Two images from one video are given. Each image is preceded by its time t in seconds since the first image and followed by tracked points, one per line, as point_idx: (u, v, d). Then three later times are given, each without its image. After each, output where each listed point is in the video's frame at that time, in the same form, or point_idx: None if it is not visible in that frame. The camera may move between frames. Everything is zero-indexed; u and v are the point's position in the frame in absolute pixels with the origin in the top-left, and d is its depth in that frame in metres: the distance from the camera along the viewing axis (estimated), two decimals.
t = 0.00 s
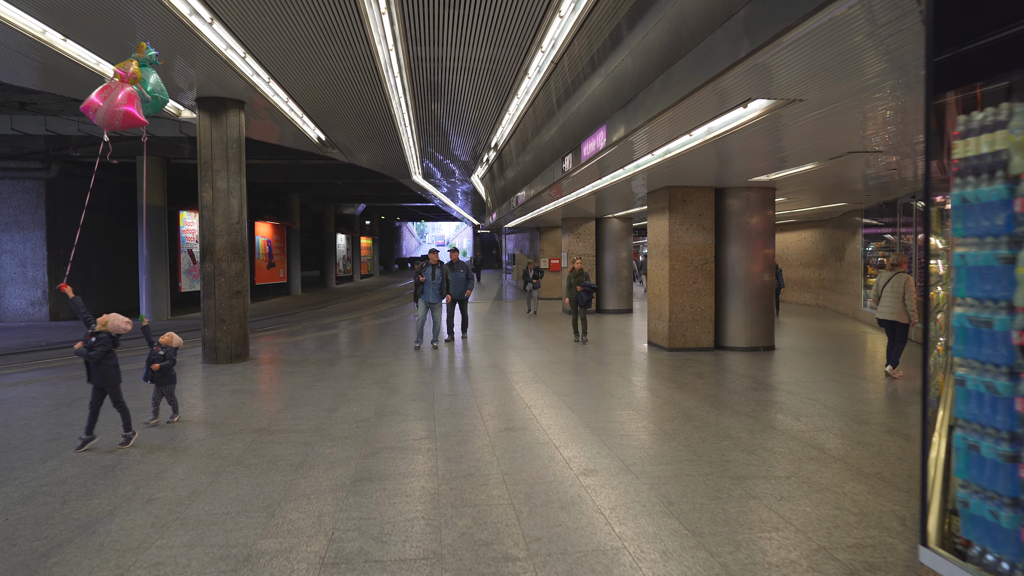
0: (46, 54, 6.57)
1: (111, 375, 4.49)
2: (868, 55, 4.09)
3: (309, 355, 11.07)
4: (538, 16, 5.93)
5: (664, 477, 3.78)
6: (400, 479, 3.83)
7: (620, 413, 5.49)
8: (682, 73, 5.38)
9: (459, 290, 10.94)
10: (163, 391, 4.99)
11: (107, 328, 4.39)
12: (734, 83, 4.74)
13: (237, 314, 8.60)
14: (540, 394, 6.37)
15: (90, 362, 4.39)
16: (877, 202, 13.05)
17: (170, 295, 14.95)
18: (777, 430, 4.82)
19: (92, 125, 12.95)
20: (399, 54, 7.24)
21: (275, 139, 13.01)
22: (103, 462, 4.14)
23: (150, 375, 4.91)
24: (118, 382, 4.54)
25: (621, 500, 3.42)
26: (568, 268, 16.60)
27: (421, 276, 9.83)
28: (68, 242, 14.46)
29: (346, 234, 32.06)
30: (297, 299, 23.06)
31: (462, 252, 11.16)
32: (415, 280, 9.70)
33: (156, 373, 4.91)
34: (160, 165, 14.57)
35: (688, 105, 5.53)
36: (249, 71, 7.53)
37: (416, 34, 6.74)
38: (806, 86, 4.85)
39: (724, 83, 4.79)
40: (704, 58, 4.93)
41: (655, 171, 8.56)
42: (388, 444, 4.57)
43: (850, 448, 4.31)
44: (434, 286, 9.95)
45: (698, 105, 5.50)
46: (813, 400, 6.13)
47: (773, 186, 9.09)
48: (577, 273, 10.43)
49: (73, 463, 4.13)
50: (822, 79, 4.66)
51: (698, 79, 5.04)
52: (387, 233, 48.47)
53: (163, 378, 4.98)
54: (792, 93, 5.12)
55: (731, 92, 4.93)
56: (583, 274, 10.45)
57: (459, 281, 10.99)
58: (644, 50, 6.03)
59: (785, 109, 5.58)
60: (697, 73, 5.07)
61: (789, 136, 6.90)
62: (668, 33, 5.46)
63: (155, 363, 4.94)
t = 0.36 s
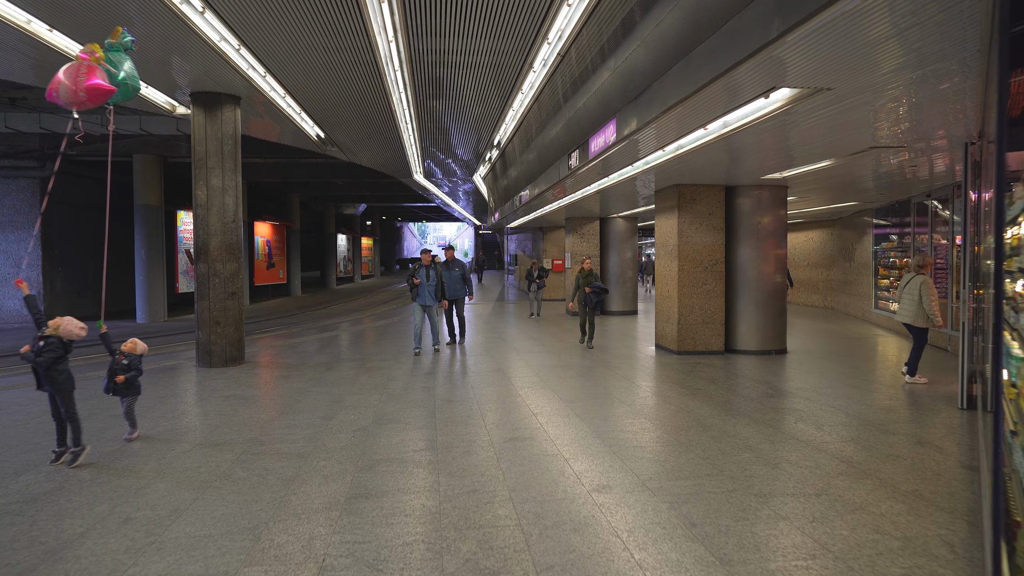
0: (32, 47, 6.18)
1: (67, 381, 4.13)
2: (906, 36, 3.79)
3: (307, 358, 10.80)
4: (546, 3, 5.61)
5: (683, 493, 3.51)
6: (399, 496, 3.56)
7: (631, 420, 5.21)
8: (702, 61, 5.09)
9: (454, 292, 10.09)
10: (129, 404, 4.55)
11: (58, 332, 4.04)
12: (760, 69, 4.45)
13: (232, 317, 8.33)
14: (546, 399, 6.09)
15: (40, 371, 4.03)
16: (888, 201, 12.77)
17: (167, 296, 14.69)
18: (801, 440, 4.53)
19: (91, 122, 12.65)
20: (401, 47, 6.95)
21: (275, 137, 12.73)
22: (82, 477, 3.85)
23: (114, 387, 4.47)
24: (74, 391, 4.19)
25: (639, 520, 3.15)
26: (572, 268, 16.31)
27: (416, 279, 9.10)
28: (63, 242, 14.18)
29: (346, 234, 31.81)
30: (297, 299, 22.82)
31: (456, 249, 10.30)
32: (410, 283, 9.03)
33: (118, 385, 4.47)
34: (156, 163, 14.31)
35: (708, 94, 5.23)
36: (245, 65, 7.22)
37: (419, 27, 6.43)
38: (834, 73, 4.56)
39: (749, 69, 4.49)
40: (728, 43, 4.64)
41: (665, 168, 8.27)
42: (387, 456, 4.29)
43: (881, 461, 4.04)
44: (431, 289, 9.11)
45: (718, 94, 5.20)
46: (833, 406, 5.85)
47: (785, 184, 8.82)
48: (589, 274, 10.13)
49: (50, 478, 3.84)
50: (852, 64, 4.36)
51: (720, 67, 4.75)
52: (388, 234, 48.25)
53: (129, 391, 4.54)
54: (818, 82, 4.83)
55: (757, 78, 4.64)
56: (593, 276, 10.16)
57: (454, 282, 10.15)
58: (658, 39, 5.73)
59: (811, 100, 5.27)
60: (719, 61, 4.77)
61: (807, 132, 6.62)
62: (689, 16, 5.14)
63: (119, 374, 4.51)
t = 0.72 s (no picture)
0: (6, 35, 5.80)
1: (6, 397, 3.65)
2: (942, 12, 3.48)
3: (301, 359, 10.51)
4: None
5: (698, 513, 3.20)
6: (388, 514, 3.26)
7: (638, 427, 4.89)
8: (715, 43, 4.77)
9: (445, 294, 9.31)
10: (77, 419, 4.02)
11: None
12: (779, 48, 4.15)
13: (221, 317, 8.03)
14: (549, 402, 5.79)
15: None
16: (898, 200, 12.47)
17: (160, 295, 14.39)
18: (822, 450, 4.23)
19: (78, 117, 12.36)
20: (397, 36, 6.65)
21: (269, 133, 12.43)
22: (44, 492, 3.52)
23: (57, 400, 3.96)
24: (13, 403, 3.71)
25: (652, 545, 2.85)
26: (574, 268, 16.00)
27: (406, 279, 8.73)
28: (54, 240, 13.87)
29: (345, 233, 31.55)
30: (294, 299, 22.53)
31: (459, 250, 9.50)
32: (400, 283, 8.65)
33: (63, 398, 3.94)
34: (149, 160, 14.00)
35: (721, 79, 4.92)
36: (234, 55, 6.90)
37: (415, 15, 6.11)
38: (857, 56, 4.25)
39: (769, 48, 4.18)
40: (744, 22, 4.32)
41: (672, 163, 7.96)
42: (377, 469, 3.97)
43: (910, 474, 3.73)
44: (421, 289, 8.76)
45: (731, 80, 4.89)
46: (851, 411, 5.56)
47: (795, 181, 8.53)
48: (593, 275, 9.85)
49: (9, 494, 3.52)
50: (878, 46, 4.05)
51: (734, 49, 4.44)
52: (388, 233, 48.02)
53: (77, 405, 4.00)
54: (839, 67, 4.52)
55: (774, 58, 4.34)
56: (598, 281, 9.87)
57: (448, 284, 9.36)
58: (668, 25, 5.41)
59: (831, 88, 4.96)
60: (733, 42, 4.46)
61: (821, 125, 6.33)
62: None
63: (65, 385, 3.98)
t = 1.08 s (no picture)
0: None
1: None
2: None
3: (294, 363, 10.20)
4: None
5: (713, 540, 2.90)
6: (370, 542, 2.95)
7: (645, 439, 4.58)
8: (725, 29, 4.45)
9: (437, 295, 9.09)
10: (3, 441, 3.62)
11: None
12: (800, 31, 3.82)
13: (208, 320, 7.72)
14: (549, 411, 5.48)
15: None
16: (907, 199, 12.17)
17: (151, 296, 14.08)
18: (844, 466, 3.92)
19: (65, 114, 11.98)
20: (390, 25, 6.32)
21: (263, 131, 12.14)
22: None
23: None
24: None
25: None
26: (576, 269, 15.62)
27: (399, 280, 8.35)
28: (43, 239, 13.54)
29: (344, 233, 31.28)
30: (291, 300, 22.23)
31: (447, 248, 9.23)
32: (393, 285, 8.28)
33: None
34: (140, 158, 13.66)
35: (733, 67, 4.59)
36: (220, 47, 6.58)
37: (408, 2, 5.80)
38: (877, 44, 3.97)
39: (789, 31, 3.85)
40: (761, 4, 3.99)
41: (677, 160, 7.65)
42: (362, 488, 3.66)
43: (941, 495, 3.43)
44: (414, 293, 8.38)
45: (745, 68, 4.57)
46: (869, 420, 5.26)
47: (804, 178, 8.23)
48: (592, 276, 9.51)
49: None
50: (896, 35, 3.79)
51: (748, 32, 4.11)
52: (387, 233, 47.76)
53: None
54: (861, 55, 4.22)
55: (792, 43, 4.01)
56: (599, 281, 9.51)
57: (439, 283, 9.13)
58: (677, 11, 5.08)
59: (852, 77, 4.63)
60: (747, 26, 4.13)
61: (836, 118, 6.01)
62: None
63: None
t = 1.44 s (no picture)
0: None
1: None
2: None
3: (286, 365, 9.90)
4: None
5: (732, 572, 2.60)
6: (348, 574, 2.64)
7: (651, 451, 4.28)
8: (736, 11, 4.14)
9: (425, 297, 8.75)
10: None
11: None
12: (815, 12, 3.52)
13: (193, 322, 7.42)
14: (549, 420, 5.18)
15: None
16: (916, 197, 11.86)
17: (142, 297, 13.78)
18: (869, 483, 3.60)
19: (52, 110, 11.68)
20: (380, 14, 6.01)
21: (254, 128, 11.83)
22: None
23: None
24: None
25: None
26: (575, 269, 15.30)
27: (390, 281, 7.99)
28: (31, 239, 13.24)
29: (342, 233, 31.00)
30: (288, 300, 21.94)
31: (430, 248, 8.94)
32: (385, 286, 7.94)
33: None
34: (131, 155, 13.36)
35: (745, 54, 4.28)
36: (204, 36, 6.27)
37: None
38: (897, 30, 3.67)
39: (803, 13, 3.55)
40: None
41: (682, 155, 7.35)
42: (344, 508, 3.36)
43: (978, 517, 3.13)
44: (405, 293, 8.09)
45: (757, 55, 4.26)
46: (888, 429, 4.96)
47: (812, 175, 7.94)
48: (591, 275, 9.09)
49: None
50: (918, 19, 3.50)
51: (763, 13, 3.79)
52: (387, 233, 47.49)
53: None
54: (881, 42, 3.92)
55: (807, 26, 3.70)
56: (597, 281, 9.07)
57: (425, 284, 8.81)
58: None
59: (875, 64, 4.30)
60: (758, 8, 3.84)
61: (850, 111, 5.71)
62: None
63: None
